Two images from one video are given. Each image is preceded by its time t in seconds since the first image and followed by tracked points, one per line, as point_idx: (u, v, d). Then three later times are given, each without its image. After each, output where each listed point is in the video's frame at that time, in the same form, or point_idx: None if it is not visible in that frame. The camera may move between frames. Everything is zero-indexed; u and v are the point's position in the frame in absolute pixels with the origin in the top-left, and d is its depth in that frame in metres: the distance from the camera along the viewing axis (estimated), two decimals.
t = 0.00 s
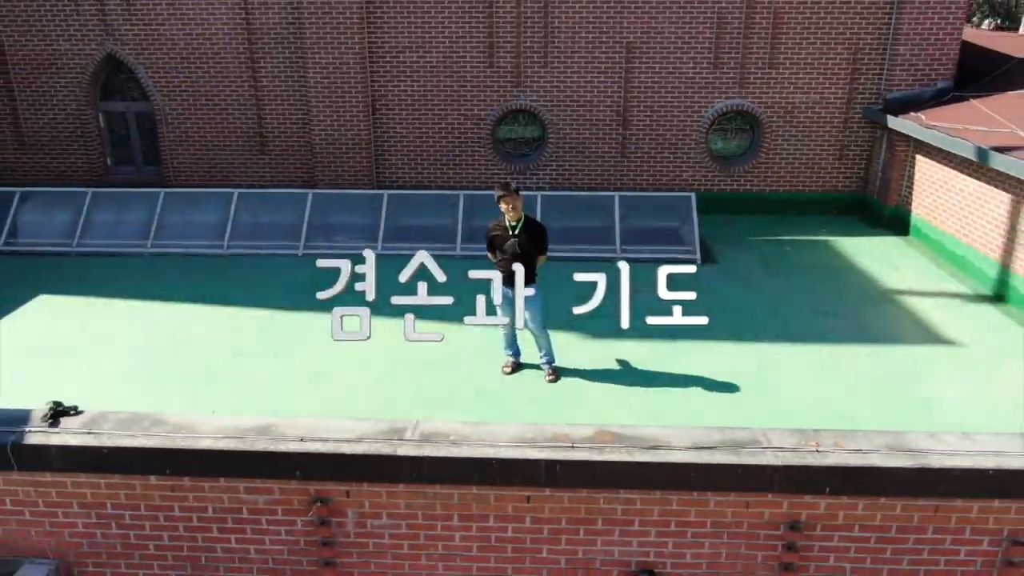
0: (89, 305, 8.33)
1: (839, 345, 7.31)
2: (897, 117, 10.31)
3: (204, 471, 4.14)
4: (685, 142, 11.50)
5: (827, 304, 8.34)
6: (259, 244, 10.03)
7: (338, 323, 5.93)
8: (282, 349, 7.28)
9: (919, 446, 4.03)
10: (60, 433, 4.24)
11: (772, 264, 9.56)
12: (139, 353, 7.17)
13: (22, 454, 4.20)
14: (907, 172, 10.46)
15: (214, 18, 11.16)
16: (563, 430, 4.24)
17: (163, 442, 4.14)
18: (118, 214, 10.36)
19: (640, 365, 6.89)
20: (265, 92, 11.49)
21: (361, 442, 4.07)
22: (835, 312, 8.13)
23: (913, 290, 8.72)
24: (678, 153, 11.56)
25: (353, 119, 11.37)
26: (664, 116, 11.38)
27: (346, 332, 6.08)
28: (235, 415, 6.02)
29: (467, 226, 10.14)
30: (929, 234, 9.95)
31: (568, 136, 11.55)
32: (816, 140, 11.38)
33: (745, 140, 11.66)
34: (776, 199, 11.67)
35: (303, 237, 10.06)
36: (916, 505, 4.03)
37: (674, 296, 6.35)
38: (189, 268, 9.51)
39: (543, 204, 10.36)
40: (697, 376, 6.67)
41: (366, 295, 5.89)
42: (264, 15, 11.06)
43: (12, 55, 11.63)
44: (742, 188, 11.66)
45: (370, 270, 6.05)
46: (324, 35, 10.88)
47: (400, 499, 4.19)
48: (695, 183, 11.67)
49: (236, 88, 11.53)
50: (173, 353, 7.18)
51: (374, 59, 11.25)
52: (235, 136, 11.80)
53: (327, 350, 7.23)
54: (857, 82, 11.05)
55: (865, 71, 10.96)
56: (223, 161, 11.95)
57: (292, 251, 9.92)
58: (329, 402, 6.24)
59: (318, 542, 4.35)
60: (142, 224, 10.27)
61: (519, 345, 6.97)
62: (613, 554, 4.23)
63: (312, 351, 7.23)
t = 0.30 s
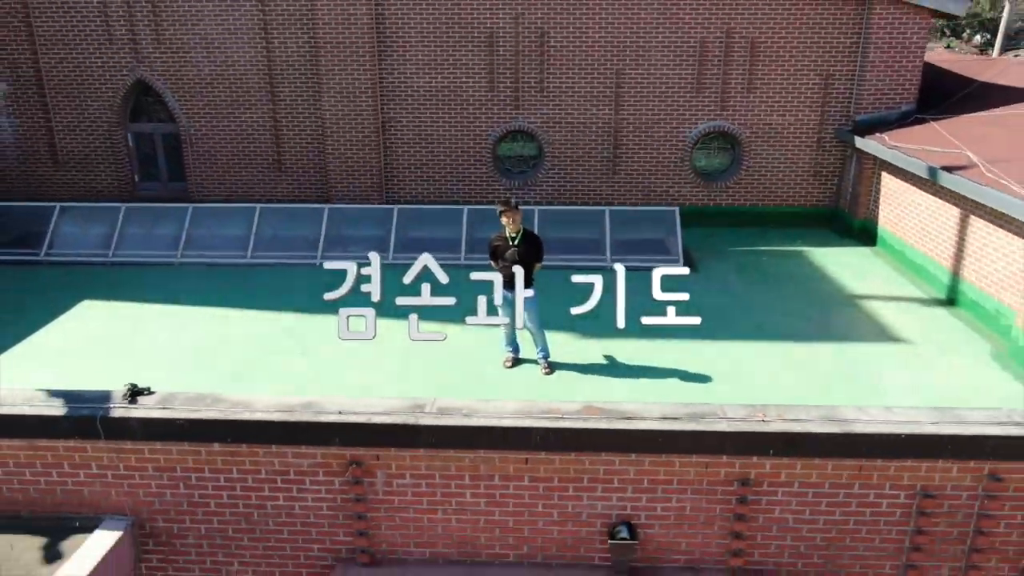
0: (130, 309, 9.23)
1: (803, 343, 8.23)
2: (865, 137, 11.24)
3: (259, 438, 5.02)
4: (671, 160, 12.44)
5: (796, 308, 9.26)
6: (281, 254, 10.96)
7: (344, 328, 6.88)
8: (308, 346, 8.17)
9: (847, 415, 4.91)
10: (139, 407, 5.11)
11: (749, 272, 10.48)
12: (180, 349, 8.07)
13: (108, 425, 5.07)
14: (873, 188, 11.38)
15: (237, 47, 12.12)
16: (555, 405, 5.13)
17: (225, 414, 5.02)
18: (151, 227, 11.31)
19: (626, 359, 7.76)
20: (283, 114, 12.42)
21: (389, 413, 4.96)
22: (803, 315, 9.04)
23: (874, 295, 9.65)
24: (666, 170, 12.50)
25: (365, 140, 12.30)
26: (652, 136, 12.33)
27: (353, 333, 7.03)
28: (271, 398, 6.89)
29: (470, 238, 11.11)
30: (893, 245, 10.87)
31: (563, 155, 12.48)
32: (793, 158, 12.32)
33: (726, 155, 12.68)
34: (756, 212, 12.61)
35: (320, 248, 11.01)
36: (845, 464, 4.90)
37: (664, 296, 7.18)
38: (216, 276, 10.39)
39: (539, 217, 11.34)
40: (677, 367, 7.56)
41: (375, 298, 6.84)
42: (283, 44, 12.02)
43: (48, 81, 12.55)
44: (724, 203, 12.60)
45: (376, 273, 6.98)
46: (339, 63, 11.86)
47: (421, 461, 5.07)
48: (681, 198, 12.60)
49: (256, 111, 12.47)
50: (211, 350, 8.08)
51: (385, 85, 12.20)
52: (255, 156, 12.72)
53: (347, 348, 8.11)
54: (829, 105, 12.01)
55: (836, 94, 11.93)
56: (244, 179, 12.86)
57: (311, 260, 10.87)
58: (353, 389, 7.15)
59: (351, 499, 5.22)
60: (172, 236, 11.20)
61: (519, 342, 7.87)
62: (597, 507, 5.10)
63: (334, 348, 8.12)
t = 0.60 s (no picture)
0: (168, 313, 10.22)
1: (772, 342, 9.22)
2: (835, 156, 12.27)
3: (301, 415, 6.00)
4: (658, 177, 13.48)
5: (768, 311, 10.26)
6: (300, 263, 12.00)
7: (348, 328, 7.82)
8: (330, 345, 9.16)
9: (792, 395, 5.90)
10: (201, 390, 6.09)
11: (728, 280, 11.49)
12: (217, 347, 9.06)
13: (175, 405, 6.05)
14: (842, 202, 12.40)
15: (259, 73, 13.17)
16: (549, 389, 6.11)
17: (273, 395, 6.00)
18: (181, 240, 12.33)
19: (614, 356, 8.75)
20: (301, 135, 13.45)
21: (412, 394, 5.95)
22: (774, 318, 10.05)
23: (840, 299, 10.65)
24: (654, 186, 13.52)
25: (376, 159, 13.32)
26: (641, 155, 13.37)
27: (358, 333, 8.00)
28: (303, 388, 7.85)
29: (473, 249, 12.15)
30: (860, 254, 11.90)
31: (559, 172, 13.52)
32: (771, 175, 13.34)
33: (710, 172, 13.74)
34: (738, 225, 13.61)
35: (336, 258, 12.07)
36: (790, 436, 5.89)
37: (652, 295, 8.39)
38: (242, 283, 11.39)
39: (537, 230, 12.36)
40: (658, 362, 8.56)
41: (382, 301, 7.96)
42: (301, 71, 13.08)
43: (82, 104, 13.56)
44: (708, 216, 13.61)
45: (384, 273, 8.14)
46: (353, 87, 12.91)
47: (437, 435, 6.05)
48: (668, 212, 13.62)
49: (276, 132, 13.49)
50: (245, 348, 9.06)
51: (395, 108, 13.24)
52: (274, 173, 13.72)
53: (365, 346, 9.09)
54: (803, 125, 13.04)
55: (810, 116, 12.96)
56: (263, 194, 13.87)
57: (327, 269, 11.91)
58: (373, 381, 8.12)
59: (378, 467, 6.20)
60: (200, 247, 12.21)
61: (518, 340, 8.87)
62: (585, 473, 6.09)
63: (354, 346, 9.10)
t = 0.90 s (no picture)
0: (201, 317, 11.32)
1: (744, 342, 10.34)
2: (808, 175, 13.40)
3: (335, 401, 7.09)
4: (647, 193, 14.61)
5: (743, 316, 11.38)
6: (318, 273, 13.11)
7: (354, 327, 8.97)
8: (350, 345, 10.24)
9: (749, 382, 7.00)
10: (250, 379, 7.19)
11: (709, 288, 12.61)
12: (249, 346, 10.16)
13: (227, 392, 7.14)
14: (815, 217, 13.53)
15: (279, 100, 14.33)
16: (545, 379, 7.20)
17: (312, 384, 7.10)
18: (208, 251, 13.46)
19: (602, 355, 9.86)
20: (317, 156, 14.59)
21: (429, 382, 7.06)
22: (748, 322, 11.16)
23: (809, 305, 11.76)
24: (642, 202, 14.65)
25: (387, 177, 14.46)
26: (631, 173, 14.51)
27: (363, 335, 9.16)
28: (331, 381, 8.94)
29: (477, 260, 13.28)
30: (830, 264, 13.02)
31: (555, 189, 14.66)
32: (750, 191, 14.47)
33: (694, 189, 14.85)
34: (720, 238, 14.73)
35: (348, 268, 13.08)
36: (748, 417, 6.99)
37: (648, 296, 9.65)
38: (266, 291, 12.50)
39: (535, 243, 13.50)
40: (642, 360, 9.66)
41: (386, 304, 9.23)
42: (318, 97, 14.24)
43: (115, 127, 14.70)
44: (693, 230, 14.73)
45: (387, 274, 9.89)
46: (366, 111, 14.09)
47: (450, 417, 7.15)
48: (656, 226, 14.75)
49: (294, 153, 14.63)
50: (273, 347, 10.15)
51: (404, 131, 14.39)
52: (292, 191, 14.85)
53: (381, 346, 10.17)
54: (779, 146, 14.18)
55: (786, 138, 14.12)
56: (281, 210, 14.98)
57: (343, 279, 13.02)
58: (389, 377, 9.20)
59: (399, 446, 7.30)
60: (226, 258, 13.33)
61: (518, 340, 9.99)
62: (575, 450, 7.19)
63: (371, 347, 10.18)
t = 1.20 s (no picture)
0: (229, 322, 12.49)
1: (719, 344, 11.60)
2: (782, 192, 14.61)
3: (358, 391, 8.26)
4: (635, 208, 15.82)
5: (719, 321, 12.57)
6: (333, 282, 14.30)
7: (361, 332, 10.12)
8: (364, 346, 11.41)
9: (714, 375, 8.18)
10: (284, 373, 8.35)
11: (690, 295, 13.81)
12: (275, 347, 11.32)
13: (265, 384, 8.30)
14: (788, 230, 14.73)
15: (296, 124, 15.56)
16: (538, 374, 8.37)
17: (338, 377, 8.28)
18: (232, 262, 14.65)
19: (591, 354, 11.04)
20: (330, 175, 15.81)
21: (439, 375, 8.23)
22: (723, 326, 12.34)
23: (780, 311, 12.96)
24: (630, 216, 15.86)
25: (395, 193, 15.67)
26: (619, 189, 15.73)
27: (368, 337, 10.35)
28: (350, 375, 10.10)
29: (478, 270, 14.50)
30: (801, 274, 14.22)
31: (549, 204, 15.87)
32: (729, 206, 15.66)
33: (680, 204, 15.94)
34: (702, 249, 15.92)
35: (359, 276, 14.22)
36: (712, 405, 8.16)
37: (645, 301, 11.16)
38: (286, 299, 13.68)
39: (531, 254, 14.71)
40: (626, 359, 10.84)
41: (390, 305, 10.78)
42: (332, 122, 15.48)
43: (143, 148, 15.91)
44: (677, 241, 15.93)
45: (391, 278, 11.31)
46: (376, 134, 15.32)
47: (456, 405, 8.32)
48: (643, 238, 15.96)
49: (309, 171, 15.85)
50: (296, 348, 11.32)
51: (411, 151, 15.62)
52: (306, 207, 16.05)
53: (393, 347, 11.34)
54: (756, 164, 15.40)
55: (762, 157, 15.33)
56: (296, 224, 16.18)
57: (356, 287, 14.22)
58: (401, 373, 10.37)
59: (413, 431, 8.47)
60: (248, 268, 14.52)
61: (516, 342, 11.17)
62: (564, 434, 8.36)
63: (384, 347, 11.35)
